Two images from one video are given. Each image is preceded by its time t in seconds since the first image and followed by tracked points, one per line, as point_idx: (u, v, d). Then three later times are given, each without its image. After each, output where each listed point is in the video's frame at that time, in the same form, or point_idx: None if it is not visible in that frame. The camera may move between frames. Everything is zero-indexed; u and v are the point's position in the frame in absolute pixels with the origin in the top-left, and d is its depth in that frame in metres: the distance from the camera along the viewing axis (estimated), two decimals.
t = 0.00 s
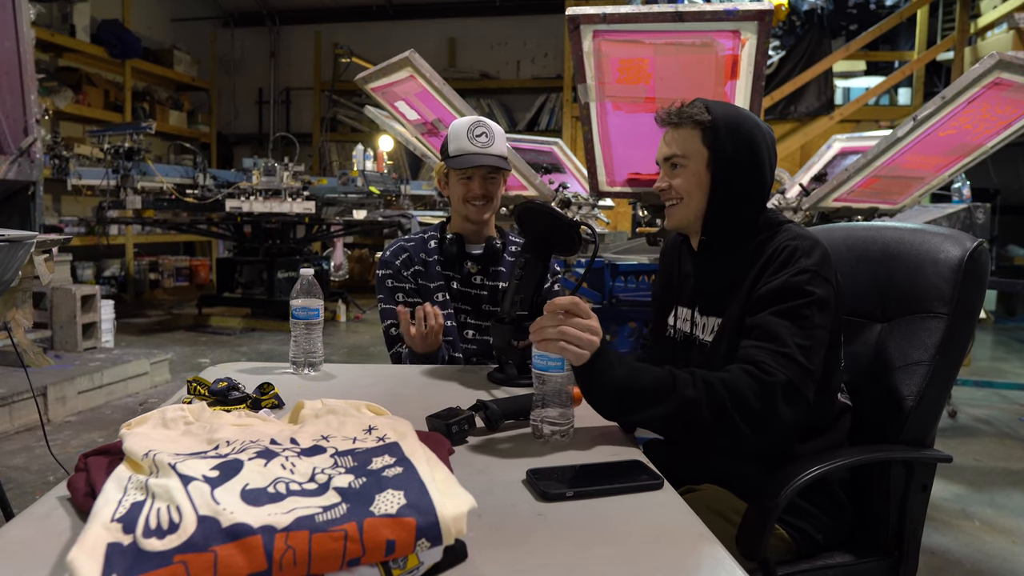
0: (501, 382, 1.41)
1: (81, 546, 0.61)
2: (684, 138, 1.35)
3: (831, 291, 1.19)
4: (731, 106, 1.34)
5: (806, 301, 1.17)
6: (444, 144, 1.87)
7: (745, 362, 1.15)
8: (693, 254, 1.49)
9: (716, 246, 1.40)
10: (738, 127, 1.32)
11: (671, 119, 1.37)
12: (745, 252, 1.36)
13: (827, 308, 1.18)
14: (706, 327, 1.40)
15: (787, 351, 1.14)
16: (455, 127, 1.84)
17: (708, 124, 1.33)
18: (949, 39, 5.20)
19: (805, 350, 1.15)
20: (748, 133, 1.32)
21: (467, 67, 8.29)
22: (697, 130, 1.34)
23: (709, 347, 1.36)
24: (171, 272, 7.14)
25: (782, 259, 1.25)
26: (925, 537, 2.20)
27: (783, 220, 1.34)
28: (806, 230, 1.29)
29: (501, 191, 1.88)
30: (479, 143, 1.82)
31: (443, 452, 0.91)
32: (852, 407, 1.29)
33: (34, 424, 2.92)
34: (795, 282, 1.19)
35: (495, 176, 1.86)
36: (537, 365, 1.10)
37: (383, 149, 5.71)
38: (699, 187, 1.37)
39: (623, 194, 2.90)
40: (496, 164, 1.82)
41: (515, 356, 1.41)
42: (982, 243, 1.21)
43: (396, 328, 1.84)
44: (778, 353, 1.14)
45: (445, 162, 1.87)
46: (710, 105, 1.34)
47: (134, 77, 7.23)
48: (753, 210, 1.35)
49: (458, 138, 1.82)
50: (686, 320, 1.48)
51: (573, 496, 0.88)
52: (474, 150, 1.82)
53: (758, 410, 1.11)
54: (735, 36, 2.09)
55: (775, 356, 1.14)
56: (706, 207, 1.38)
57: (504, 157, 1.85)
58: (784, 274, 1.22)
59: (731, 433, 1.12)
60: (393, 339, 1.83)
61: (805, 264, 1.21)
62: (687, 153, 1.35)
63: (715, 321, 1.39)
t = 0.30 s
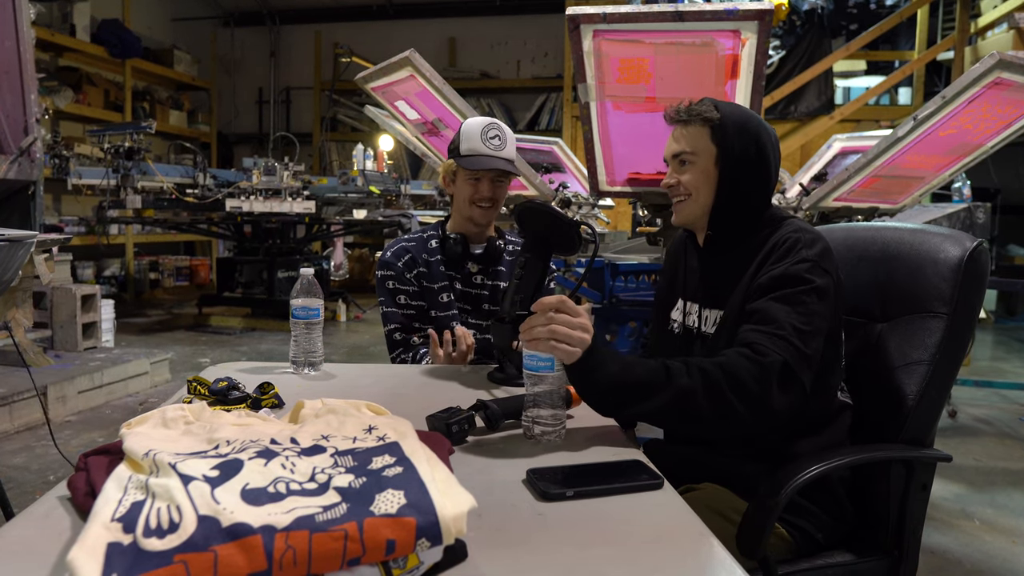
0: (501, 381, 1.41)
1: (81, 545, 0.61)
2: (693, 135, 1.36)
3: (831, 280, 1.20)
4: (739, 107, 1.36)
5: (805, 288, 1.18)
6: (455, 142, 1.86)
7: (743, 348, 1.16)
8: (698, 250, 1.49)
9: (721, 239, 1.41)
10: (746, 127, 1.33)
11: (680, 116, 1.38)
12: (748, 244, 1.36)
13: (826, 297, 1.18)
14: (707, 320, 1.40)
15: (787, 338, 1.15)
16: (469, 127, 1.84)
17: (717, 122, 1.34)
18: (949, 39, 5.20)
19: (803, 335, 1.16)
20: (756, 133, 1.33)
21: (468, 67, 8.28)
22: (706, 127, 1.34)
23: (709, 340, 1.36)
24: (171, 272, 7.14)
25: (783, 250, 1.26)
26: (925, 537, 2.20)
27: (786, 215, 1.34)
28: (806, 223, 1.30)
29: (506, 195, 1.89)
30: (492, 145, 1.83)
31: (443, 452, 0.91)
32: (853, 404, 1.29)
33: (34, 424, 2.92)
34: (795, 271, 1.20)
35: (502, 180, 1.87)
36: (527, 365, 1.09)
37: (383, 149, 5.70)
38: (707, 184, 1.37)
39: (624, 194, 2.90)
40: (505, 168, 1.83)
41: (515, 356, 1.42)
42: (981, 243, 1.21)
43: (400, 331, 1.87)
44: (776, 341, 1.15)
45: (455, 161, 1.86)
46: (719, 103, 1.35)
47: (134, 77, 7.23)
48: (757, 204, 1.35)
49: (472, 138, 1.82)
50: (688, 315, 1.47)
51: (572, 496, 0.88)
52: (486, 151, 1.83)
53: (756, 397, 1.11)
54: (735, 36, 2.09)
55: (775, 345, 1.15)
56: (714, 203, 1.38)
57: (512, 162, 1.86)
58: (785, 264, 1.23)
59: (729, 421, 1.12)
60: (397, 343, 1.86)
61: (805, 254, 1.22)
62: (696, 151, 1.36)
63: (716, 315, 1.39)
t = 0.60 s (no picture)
0: (501, 381, 1.40)
1: (82, 545, 0.62)
2: (700, 134, 1.36)
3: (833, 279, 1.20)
4: (747, 108, 1.36)
5: (807, 287, 1.18)
6: (452, 141, 1.86)
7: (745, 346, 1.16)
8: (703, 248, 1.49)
9: (726, 237, 1.41)
10: (753, 127, 1.34)
11: (688, 115, 1.38)
12: (751, 244, 1.36)
13: (828, 295, 1.19)
14: (711, 317, 1.41)
15: (789, 336, 1.15)
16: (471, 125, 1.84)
17: (726, 121, 1.34)
18: (950, 39, 5.20)
19: (804, 333, 1.16)
20: (763, 132, 1.33)
21: (468, 66, 8.28)
22: (714, 127, 1.35)
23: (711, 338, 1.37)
24: (171, 272, 7.14)
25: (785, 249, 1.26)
26: (925, 537, 2.20)
27: (791, 214, 1.34)
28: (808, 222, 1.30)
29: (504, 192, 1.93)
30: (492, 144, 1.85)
31: (443, 452, 0.90)
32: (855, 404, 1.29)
33: (34, 424, 2.92)
34: (798, 270, 1.20)
35: (501, 177, 1.90)
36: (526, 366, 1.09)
37: (383, 149, 5.70)
38: (714, 183, 1.37)
39: (624, 194, 2.89)
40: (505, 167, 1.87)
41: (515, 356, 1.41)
42: (984, 244, 1.21)
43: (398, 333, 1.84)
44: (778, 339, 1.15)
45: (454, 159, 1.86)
46: (727, 104, 1.36)
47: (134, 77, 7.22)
48: (763, 204, 1.35)
49: (471, 137, 1.83)
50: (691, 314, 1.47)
51: (572, 496, 0.88)
52: (486, 150, 1.84)
53: (756, 396, 1.11)
54: (735, 36, 2.09)
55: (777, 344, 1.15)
56: (720, 202, 1.38)
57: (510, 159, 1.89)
58: (787, 262, 1.23)
59: (730, 419, 1.12)
60: (395, 345, 1.83)
61: (807, 252, 1.22)
62: (704, 150, 1.36)
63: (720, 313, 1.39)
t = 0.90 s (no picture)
0: (501, 381, 1.40)
1: (82, 545, 0.62)
2: (699, 134, 1.36)
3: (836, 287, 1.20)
4: (747, 107, 1.35)
5: (811, 296, 1.18)
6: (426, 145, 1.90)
7: (750, 356, 1.16)
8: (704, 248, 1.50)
9: (726, 238, 1.41)
10: (755, 127, 1.33)
11: (688, 115, 1.38)
12: (752, 247, 1.36)
13: (831, 304, 1.19)
14: (708, 319, 1.41)
15: (791, 347, 1.15)
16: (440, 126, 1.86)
17: (726, 121, 1.33)
18: (950, 39, 5.20)
19: (808, 345, 1.16)
20: (764, 132, 1.33)
21: (468, 66, 8.28)
22: (713, 126, 1.34)
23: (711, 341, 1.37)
24: (171, 272, 7.14)
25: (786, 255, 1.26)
26: (926, 537, 2.20)
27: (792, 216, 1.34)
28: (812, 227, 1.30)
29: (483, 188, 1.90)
30: (462, 142, 1.85)
31: (444, 452, 0.90)
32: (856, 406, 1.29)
33: (34, 424, 2.92)
34: (800, 278, 1.20)
35: (477, 174, 1.88)
36: (527, 366, 1.10)
37: (383, 149, 5.70)
38: (713, 183, 1.37)
39: (624, 194, 2.89)
40: (476, 162, 1.85)
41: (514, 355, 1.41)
42: (989, 244, 1.20)
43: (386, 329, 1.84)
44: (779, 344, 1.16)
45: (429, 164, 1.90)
46: (727, 103, 1.35)
47: (135, 77, 7.22)
48: (763, 205, 1.35)
49: (440, 138, 1.85)
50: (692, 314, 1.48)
51: (573, 495, 0.88)
52: (454, 149, 1.86)
53: (756, 403, 1.12)
54: (736, 36, 2.09)
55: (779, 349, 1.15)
56: (719, 203, 1.38)
57: (485, 155, 1.88)
58: (789, 269, 1.23)
59: (730, 420, 1.13)
60: (384, 339, 1.83)
61: (809, 259, 1.22)
62: (703, 150, 1.36)
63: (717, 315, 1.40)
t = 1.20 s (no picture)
0: (501, 382, 1.40)
1: (82, 545, 0.62)
2: (687, 140, 1.33)
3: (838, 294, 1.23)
4: (734, 106, 1.33)
5: (812, 305, 1.21)
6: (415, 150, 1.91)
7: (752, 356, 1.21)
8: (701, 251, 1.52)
9: (725, 245, 1.42)
10: (745, 129, 1.32)
11: (675, 120, 1.36)
12: (755, 252, 1.38)
13: (834, 312, 1.21)
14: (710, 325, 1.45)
15: (790, 353, 1.19)
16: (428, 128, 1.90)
17: (714, 126, 1.31)
18: (950, 39, 5.19)
19: (812, 356, 1.19)
20: (756, 135, 1.33)
21: (468, 67, 8.28)
22: (700, 132, 1.32)
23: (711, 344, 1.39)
24: (171, 272, 7.14)
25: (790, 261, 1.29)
26: (926, 537, 2.20)
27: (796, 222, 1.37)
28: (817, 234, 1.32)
29: (475, 187, 1.91)
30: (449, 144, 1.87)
31: (443, 452, 0.90)
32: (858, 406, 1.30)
33: (34, 424, 2.92)
34: (802, 287, 1.23)
35: (468, 174, 1.90)
36: (528, 367, 1.10)
37: (383, 149, 5.69)
38: (703, 189, 1.36)
39: (624, 194, 2.93)
40: (467, 162, 1.87)
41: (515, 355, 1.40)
42: (987, 243, 1.20)
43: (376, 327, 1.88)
44: (781, 347, 1.20)
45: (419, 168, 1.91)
46: (713, 105, 1.33)
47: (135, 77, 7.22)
48: (764, 209, 1.37)
49: (428, 141, 1.87)
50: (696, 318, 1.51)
51: (573, 495, 0.88)
52: (444, 151, 1.87)
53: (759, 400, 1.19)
54: (736, 36, 2.09)
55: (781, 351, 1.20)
56: (712, 208, 1.37)
57: (474, 155, 1.90)
58: (791, 277, 1.26)
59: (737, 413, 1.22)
60: (369, 338, 1.87)
61: (812, 265, 1.25)
62: (690, 156, 1.33)
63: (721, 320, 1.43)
